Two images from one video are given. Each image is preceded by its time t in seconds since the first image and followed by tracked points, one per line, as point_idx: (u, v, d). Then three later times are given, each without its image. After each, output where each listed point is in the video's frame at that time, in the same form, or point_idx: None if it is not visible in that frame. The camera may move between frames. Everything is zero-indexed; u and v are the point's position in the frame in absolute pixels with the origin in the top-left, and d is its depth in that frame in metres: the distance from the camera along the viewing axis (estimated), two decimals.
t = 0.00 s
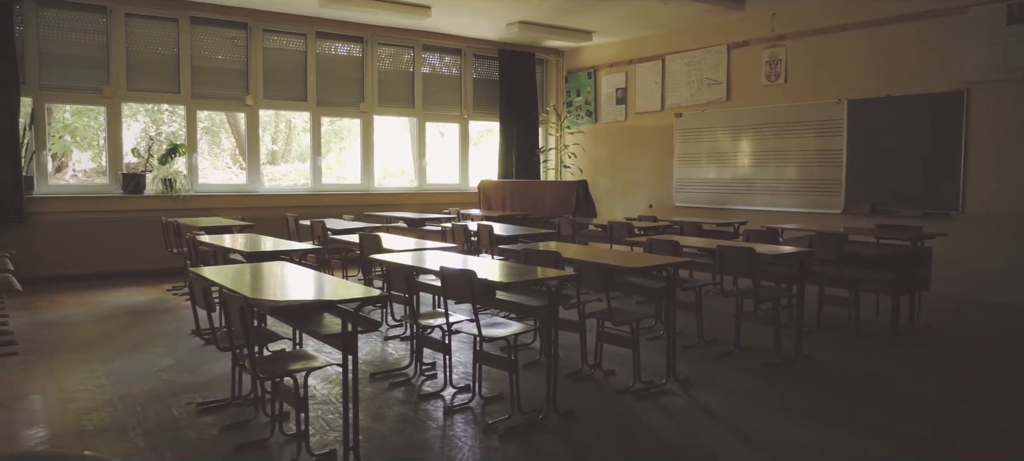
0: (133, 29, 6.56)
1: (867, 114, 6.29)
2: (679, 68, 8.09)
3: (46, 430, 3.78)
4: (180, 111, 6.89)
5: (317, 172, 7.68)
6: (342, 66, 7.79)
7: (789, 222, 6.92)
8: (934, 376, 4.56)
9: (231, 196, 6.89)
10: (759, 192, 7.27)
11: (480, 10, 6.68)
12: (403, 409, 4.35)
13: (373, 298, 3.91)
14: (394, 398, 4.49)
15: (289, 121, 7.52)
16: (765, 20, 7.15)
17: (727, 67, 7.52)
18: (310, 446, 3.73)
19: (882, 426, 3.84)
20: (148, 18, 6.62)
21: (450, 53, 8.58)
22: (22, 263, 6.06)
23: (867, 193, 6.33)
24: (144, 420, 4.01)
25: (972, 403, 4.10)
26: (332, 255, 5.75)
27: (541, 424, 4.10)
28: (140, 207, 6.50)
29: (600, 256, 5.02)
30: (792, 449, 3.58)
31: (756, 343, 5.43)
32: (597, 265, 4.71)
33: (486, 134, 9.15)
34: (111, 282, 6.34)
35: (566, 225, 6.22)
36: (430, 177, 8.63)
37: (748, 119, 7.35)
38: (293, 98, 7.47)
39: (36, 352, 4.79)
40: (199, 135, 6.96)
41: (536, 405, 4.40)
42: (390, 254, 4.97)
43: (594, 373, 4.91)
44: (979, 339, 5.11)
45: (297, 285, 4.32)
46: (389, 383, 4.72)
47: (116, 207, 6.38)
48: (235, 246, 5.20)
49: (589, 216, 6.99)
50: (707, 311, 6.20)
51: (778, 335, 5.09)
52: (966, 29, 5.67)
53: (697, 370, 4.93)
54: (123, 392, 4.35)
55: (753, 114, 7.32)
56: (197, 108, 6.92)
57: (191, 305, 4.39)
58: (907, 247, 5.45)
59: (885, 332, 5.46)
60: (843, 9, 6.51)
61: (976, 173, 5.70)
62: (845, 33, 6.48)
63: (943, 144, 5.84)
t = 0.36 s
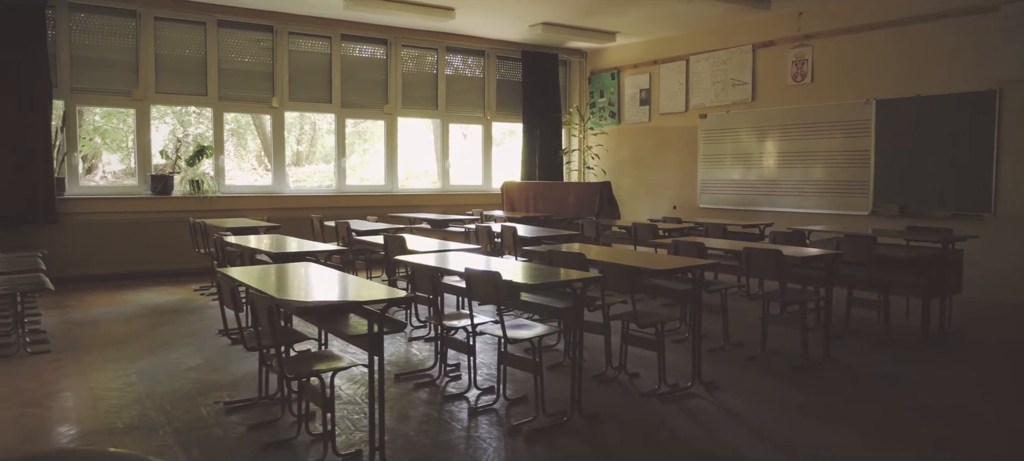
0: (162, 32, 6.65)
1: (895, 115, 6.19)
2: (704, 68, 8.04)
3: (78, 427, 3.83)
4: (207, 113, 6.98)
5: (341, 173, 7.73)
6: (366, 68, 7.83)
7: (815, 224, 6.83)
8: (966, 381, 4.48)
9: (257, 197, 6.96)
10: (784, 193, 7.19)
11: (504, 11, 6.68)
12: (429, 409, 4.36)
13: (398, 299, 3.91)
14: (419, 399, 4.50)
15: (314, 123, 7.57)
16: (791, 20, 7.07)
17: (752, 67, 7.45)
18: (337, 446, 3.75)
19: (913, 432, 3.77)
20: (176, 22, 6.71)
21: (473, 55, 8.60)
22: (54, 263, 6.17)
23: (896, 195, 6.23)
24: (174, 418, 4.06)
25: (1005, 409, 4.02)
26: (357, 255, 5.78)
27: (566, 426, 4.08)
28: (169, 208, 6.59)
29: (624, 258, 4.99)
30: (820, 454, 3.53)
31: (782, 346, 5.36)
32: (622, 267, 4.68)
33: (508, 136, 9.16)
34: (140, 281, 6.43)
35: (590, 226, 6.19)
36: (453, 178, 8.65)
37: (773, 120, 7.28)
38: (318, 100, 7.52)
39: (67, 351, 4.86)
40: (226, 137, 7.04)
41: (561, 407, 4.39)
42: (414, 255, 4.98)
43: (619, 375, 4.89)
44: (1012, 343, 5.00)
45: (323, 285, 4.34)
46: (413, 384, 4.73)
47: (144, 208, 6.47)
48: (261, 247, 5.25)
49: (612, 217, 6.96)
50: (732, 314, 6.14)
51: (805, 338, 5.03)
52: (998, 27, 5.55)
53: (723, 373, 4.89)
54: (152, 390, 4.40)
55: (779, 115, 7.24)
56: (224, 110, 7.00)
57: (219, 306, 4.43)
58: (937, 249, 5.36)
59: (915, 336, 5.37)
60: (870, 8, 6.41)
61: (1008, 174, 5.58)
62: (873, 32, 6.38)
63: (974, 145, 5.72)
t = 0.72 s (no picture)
0: (191, 36, 6.75)
1: (926, 118, 6.09)
2: (730, 70, 7.98)
3: (109, 425, 3.89)
4: (234, 116, 7.06)
5: (366, 176, 7.78)
6: (392, 71, 7.87)
7: (843, 228, 6.74)
8: (1000, 390, 4.38)
9: (283, 199, 7.02)
10: (811, 197, 7.11)
11: (529, 14, 6.69)
12: (453, 411, 4.37)
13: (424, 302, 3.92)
14: (444, 401, 4.51)
15: (339, 126, 7.63)
16: (819, 21, 6.99)
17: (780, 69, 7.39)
18: (363, 447, 3.77)
19: (945, 441, 3.69)
20: (206, 26, 6.80)
21: (498, 58, 8.62)
22: (85, 263, 6.27)
23: (926, 199, 6.12)
24: (202, 417, 4.11)
25: None
26: (383, 257, 5.81)
27: (591, 430, 4.06)
28: (197, 210, 6.67)
29: (650, 261, 4.96)
30: None
31: (810, 352, 5.29)
32: (648, 270, 4.65)
33: (532, 138, 9.16)
34: (168, 282, 6.52)
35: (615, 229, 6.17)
36: (477, 181, 8.66)
37: (800, 123, 7.20)
38: (344, 103, 7.58)
39: (99, 350, 4.94)
40: (253, 140, 7.12)
41: (586, 410, 4.37)
42: (440, 257, 5.00)
43: (644, 380, 4.86)
44: None
45: (350, 287, 4.37)
46: (438, 386, 4.74)
47: (173, 209, 6.56)
48: (288, 248, 5.29)
49: (637, 220, 6.92)
50: (759, 319, 6.08)
51: (833, 343, 4.96)
52: None
53: (749, 378, 4.84)
54: (181, 389, 4.45)
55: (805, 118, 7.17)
56: (251, 114, 7.08)
57: (247, 306, 4.47)
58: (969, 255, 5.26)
59: (947, 343, 5.27)
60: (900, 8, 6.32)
61: None
62: (903, 33, 6.29)
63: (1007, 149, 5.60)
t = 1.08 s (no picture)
0: (220, 39, 6.83)
1: (958, 119, 5.97)
2: (757, 71, 7.90)
3: (140, 422, 3.94)
4: (262, 118, 7.14)
5: (391, 177, 7.84)
6: (416, 73, 7.91)
7: (872, 231, 6.64)
8: None
9: (309, 200, 7.09)
10: (839, 199, 7.01)
11: (553, 15, 6.68)
12: (478, 412, 4.37)
13: (450, 303, 3.92)
14: (469, 402, 4.51)
15: (364, 127, 7.69)
16: (848, 21, 6.89)
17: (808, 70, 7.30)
18: (388, 447, 3.78)
19: (979, 448, 3.61)
20: (234, 29, 6.89)
21: (523, 60, 8.62)
22: (116, 263, 6.38)
23: (958, 202, 6.00)
24: (230, 415, 4.15)
25: None
26: (408, 258, 5.84)
27: (616, 433, 4.04)
28: (225, 211, 6.76)
29: (676, 263, 4.92)
30: None
31: (838, 356, 5.22)
32: (673, 273, 4.61)
33: (556, 140, 9.15)
34: (197, 282, 6.61)
35: (640, 231, 6.13)
36: (501, 182, 8.68)
37: (828, 124, 7.11)
38: (369, 105, 7.64)
39: (130, 348, 5.02)
40: (280, 142, 7.20)
41: (611, 413, 4.34)
42: (464, 258, 5.01)
43: (670, 382, 4.82)
44: None
45: (375, 287, 4.39)
46: (463, 387, 4.74)
47: (202, 210, 6.65)
48: (314, 249, 5.33)
49: (662, 222, 6.89)
50: (786, 322, 6.01)
51: (863, 347, 4.89)
52: None
53: (776, 382, 4.78)
54: (209, 388, 4.51)
55: (833, 119, 7.07)
56: (278, 115, 7.16)
57: (275, 306, 4.51)
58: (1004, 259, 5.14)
59: (980, 349, 5.16)
60: (932, 8, 6.20)
61: None
62: (934, 33, 6.17)
63: None
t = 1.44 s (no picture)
0: (244, 42, 6.90)
1: (986, 118, 5.86)
2: (780, 71, 7.82)
3: (165, 421, 3.99)
4: (285, 119, 7.21)
5: (412, 178, 7.87)
6: (438, 74, 7.94)
7: (898, 232, 6.55)
8: None
9: (332, 201, 7.15)
10: (864, 199, 6.92)
11: (574, 15, 6.66)
12: (500, 413, 4.37)
13: (472, 303, 3.92)
14: (490, 403, 4.51)
15: (386, 128, 7.73)
16: (873, 20, 6.79)
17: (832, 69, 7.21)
18: (411, 446, 3.79)
19: (1010, 454, 3.54)
20: (258, 31, 6.95)
21: (544, 61, 8.62)
22: (142, 263, 6.47)
23: (987, 203, 5.89)
24: (254, 414, 4.19)
25: None
26: (429, 259, 5.85)
27: (639, 435, 4.02)
28: (249, 211, 6.83)
29: (699, 265, 4.88)
30: None
31: (864, 358, 5.15)
32: (696, 274, 4.58)
33: (577, 141, 9.14)
34: (221, 282, 6.68)
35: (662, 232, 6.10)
36: (522, 183, 8.69)
37: (852, 124, 7.02)
38: (391, 106, 7.68)
39: (156, 347, 5.08)
40: (303, 143, 7.26)
41: (633, 414, 4.32)
42: (485, 259, 5.01)
43: (692, 384, 4.79)
44: None
45: (397, 288, 4.40)
46: (485, 388, 4.75)
47: (226, 210, 6.72)
48: (337, 249, 5.36)
49: (684, 223, 6.84)
50: (811, 324, 5.94)
51: (889, 350, 4.81)
52: None
53: (801, 384, 4.73)
54: (234, 387, 4.55)
55: (858, 119, 6.97)
56: (301, 117, 7.22)
57: (299, 306, 4.53)
58: None
59: (1010, 353, 5.06)
60: (960, 5, 6.09)
61: None
62: (961, 31, 6.06)
63: None
